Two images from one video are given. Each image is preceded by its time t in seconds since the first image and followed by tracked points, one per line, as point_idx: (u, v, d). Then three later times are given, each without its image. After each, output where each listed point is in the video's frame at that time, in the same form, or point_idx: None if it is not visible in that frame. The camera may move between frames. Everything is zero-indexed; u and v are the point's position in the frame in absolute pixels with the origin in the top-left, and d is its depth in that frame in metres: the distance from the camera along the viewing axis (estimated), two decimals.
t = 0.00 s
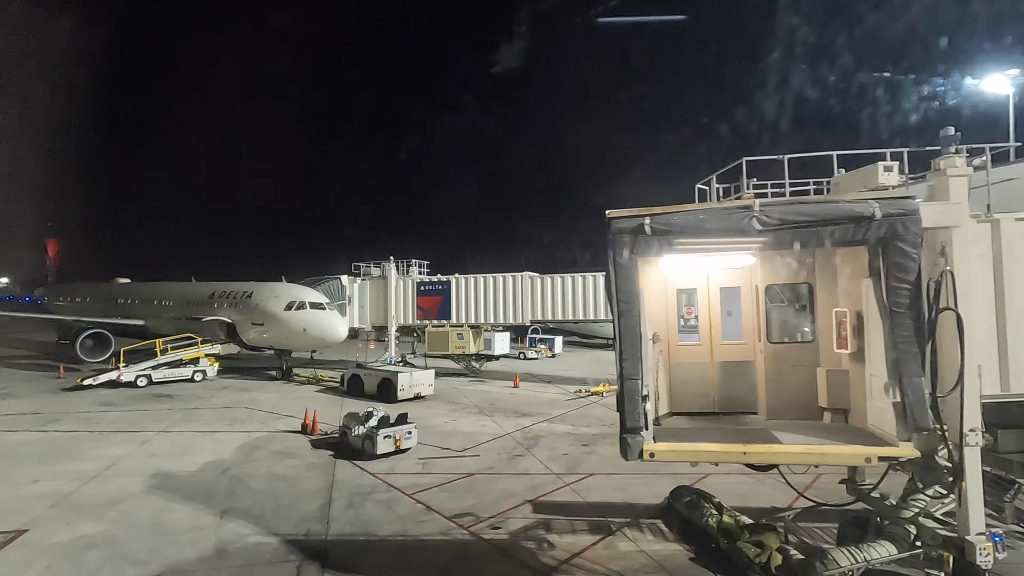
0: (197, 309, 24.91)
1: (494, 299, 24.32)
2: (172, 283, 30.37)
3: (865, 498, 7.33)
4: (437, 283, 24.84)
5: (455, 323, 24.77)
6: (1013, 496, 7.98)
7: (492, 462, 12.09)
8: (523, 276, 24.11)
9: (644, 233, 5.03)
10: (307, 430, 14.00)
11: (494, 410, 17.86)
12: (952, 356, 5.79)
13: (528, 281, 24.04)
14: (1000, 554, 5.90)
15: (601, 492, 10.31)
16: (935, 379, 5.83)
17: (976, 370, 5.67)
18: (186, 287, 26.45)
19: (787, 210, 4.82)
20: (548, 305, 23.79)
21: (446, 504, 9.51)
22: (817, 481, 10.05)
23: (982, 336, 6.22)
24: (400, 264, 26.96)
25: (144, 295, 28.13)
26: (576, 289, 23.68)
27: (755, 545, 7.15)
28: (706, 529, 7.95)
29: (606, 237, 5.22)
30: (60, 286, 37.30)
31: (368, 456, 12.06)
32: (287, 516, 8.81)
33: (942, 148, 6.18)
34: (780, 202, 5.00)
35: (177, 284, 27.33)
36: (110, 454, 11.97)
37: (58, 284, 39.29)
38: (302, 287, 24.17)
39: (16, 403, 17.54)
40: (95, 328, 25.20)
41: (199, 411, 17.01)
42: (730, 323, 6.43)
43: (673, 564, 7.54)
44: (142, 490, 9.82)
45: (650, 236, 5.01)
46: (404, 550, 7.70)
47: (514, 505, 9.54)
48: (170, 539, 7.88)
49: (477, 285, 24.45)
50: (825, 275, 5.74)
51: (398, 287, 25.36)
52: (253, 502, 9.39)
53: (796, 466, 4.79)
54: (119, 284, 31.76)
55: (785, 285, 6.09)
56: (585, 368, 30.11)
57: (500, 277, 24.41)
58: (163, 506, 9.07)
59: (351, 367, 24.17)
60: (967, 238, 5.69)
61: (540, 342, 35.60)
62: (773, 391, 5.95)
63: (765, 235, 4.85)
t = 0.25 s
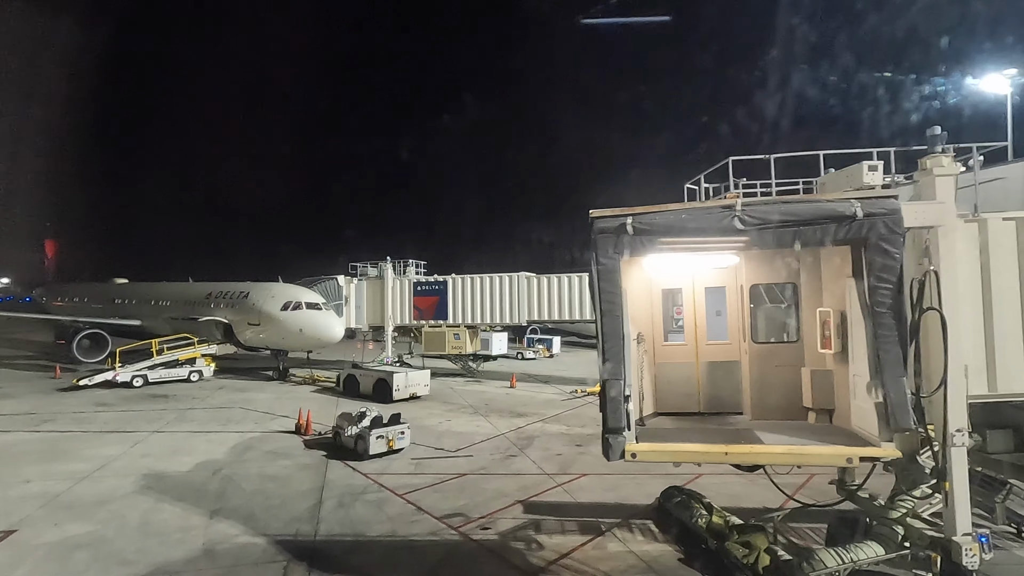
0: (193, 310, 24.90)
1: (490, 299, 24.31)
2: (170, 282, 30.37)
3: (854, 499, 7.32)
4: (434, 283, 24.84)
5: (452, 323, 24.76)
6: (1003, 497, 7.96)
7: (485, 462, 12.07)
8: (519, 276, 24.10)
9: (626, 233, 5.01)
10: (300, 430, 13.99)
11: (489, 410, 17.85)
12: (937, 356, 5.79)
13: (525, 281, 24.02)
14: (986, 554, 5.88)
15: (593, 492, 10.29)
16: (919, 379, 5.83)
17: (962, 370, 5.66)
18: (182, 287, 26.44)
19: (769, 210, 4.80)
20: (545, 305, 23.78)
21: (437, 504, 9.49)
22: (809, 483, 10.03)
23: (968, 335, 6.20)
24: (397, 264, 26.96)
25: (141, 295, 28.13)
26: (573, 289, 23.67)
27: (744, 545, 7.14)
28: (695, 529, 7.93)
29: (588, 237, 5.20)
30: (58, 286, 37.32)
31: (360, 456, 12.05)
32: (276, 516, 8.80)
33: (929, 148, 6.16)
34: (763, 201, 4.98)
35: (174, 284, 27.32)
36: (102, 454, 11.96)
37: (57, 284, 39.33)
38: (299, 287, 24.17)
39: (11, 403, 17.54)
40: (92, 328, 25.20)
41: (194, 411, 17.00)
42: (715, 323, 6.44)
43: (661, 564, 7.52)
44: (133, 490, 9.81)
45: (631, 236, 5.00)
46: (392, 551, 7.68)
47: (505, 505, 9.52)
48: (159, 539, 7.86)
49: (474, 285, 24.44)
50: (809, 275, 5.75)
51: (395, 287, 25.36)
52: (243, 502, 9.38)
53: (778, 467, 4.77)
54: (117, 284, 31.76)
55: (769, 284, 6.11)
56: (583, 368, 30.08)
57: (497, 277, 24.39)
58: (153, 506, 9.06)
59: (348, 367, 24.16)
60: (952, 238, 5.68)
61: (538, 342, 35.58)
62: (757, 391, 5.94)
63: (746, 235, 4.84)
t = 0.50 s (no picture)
0: (190, 310, 24.91)
1: (487, 299, 24.28)
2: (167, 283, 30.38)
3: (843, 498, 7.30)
4: (430, 284, 24.82)
5: (448, 323, 24.74)
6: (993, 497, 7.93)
7: (478, 462, 12.06)
8: (516, 276, 24.08)
9: (608, 232, 5.00)
10: (294, 430, 13.99)
11: (484, 411, 17.84)
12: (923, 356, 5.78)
13: (521, 282, 24.01)
14: (972, 555, 5.87)
15: (584, 492, 10.27)
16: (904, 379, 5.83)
17: (947, 370, 5.65)
18: (179, 288, 26.45)
19: (751, 209, 4.79)
20: (541, 305, 23.76)
21: (427, 504, 9.48)
22: (800, 484, 10.02)
23: (955, 335, 6.20)
24: (393, 264, 26.95)
25: (138, 295, 28.14)
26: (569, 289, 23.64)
27: (732, 546, 7.13)
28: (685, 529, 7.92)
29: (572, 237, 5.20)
30: (56, 286, 37.33)
31: (353, 456, 12.04)
32: (266, 517, 8.79)
33: (915, 147, 6.15)
34: (745, 201, 4.97)
35: (171, 284, 27.33)
36: (94, 454, 11.96)
37: (55, 284, 39.38)
38: (295, 287, 24.16)
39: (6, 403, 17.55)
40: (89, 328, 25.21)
41: (188, 411, 17.00)
42: (701, 323, 6.47)
43: (650, 565, 7.51)
44: (123, 490, 9.81)
45: (614, 236, 4.99)
46: (380, 551, 7.67)
47: (495, 505, 9.51)
48: (147, 539, 7.85)
49: (470, 285, 24.43)
50: (794, 275, 5.76)
51: (391, 287, 25.36)
52: (233, 503, 9.37)
53: (760, 466, 4.76)
54: (114, 284, 31.78)
55: (754, 284, 6.13)
56: (580, 368, 30.04)
57: (493, 277, 24.37)
58: (143, 507, 9.06)
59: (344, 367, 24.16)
60: (936, 238, 5.68)
61: (536, 342, 35.55)
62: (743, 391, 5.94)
63: (728, 234, 4.83)
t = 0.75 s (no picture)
0: (187, 310, 24.92)
1: (484, 300, 24.26)
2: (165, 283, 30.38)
3: (833, 498, 7.28)
4: (427, 284, 24.81)
5: (445, 324, 24.72)
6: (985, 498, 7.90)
7: (471, 462, 12.05)
8: (513, 276, 24.05)
9: (592, 232, 4.99)
10: (288, 431, 13.98)
11: (480, 411, 17.82)
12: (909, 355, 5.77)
13: (518, 282, 23.98)
14: (960, 555, 5.85)
15: (577, 493, 10.26)
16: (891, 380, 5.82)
17: (933, 370, 5.63)
18: (177, 288, 26.45)
19: (734, 209, 4.78)
20: (538, 306, 23.73)
21: (419, 505, 9.47)
22: (793, 485, 10.01)
23: (943, 335, 6.18)
24: (391, 264, 26.94)
25: (135, 295, 28.15)
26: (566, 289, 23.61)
27: (721, 546, 7.12)
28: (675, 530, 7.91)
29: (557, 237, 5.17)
30: (55, 286, 37.34)
31: (346, 456, 12.02)
32: (256, 517, 8.78)
33: (904, 146, 6.13)
34: (729, 200, 4.96)
35: (168, 284, 27.33)
36: (88, 454, 11.96)
37: (54, 284, 39.43)
38: (292, 287, 24.15)
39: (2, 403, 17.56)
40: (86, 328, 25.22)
41: (184, 411, 17.01)
42: (687, 323, 6.48)
43: (639, 565, 7.50)
44: (115, 490, 9.81)
45: (598, 235, 4.97)
46: (369, 552, 7.66)
47: (487, 506, 9.50)
48: (136, 540, 7.84)
49: (467, 285, 24.41)
50: (780, 275, 5.77)
51: (388, 287, 25.34)
52: (224, 503, 9.36)
53: (743, 466, 4.75)
54: (112, 284, 31.79)
55: (741, 284, 6.13)
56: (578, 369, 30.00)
57: (490, 277, 24.35)
58: (133, 507, 9.05)
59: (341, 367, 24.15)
60: (922, 238, 5.68)
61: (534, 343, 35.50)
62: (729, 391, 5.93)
63: (712, 234, 4.82)
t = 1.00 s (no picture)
0: (184, 310, 24.92)
1: (481, 300, 24.25)
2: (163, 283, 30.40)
3: (823, 499, 7.26)
4: (425, 284, 24.79)
5: (443, 324, 24.70)
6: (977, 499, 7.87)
7: (465, 462, 12.05)
8: (510, 277, 24.04)
9: (577, 232, 4.98)
10: (283, 431, 13.97)
11: (476, 411, 17.81)
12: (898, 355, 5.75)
13: (515, 282, 23.96)
14: (947, 556, 5.83)
15: (569, 493, 10.25)
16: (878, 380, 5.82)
17: (922, 370, 5.61)
18: (174, 288, 26.46)
19: (718, 209, 4.77)
20: (536, 306, 23.71)
21: (411, 505, 9.47)
22: (787, 485, 10.01)
23: (932, 335, 6.16)
24: (388, 264, 26.93)
25: (133, 295, 28.16)
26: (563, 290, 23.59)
27: (711, 547, 7.10)
28: (666, 530, 7.90)
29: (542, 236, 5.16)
30: (53, 287, 37.37)
31: (340, 456, 12.02)
32: (247, 517, 8.77)
33: (892, 145, 6.07)
34: (713, 201, 4.96)
35: (166, 284, 27.34)
36: (82, 454, 11.96)
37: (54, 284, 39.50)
38: (289, 287, 24.15)
39: None
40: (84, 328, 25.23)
41: (180, 411, 17.01)
42: (674, 323, 6.51)
43: (629, 565, 7.49)
44: (107, 490, 9.82)
45: (583, 235, 4.96)
46: (359, 552, 7.65)
47: (479, 506, 9.49)
48: (126, 540, 7.84)
49: (464, 285, 24.39)
50: (767, 275, 5.78)
51: (385, 287, 25.33)
52: (216, 503, 9.36)
53: (726, 467, 4.75)
54: (110, 284, 31.81)
55: (727, 284, 6.14)
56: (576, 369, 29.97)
57: (487, 278, 24.33)
58: (125, 507, 9.05)
59: (338, 367, 24.15)
60: (909, 238, 5.67)
61: (532, 343, 35.47)
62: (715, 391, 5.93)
63: (696, 233, 4.81)
